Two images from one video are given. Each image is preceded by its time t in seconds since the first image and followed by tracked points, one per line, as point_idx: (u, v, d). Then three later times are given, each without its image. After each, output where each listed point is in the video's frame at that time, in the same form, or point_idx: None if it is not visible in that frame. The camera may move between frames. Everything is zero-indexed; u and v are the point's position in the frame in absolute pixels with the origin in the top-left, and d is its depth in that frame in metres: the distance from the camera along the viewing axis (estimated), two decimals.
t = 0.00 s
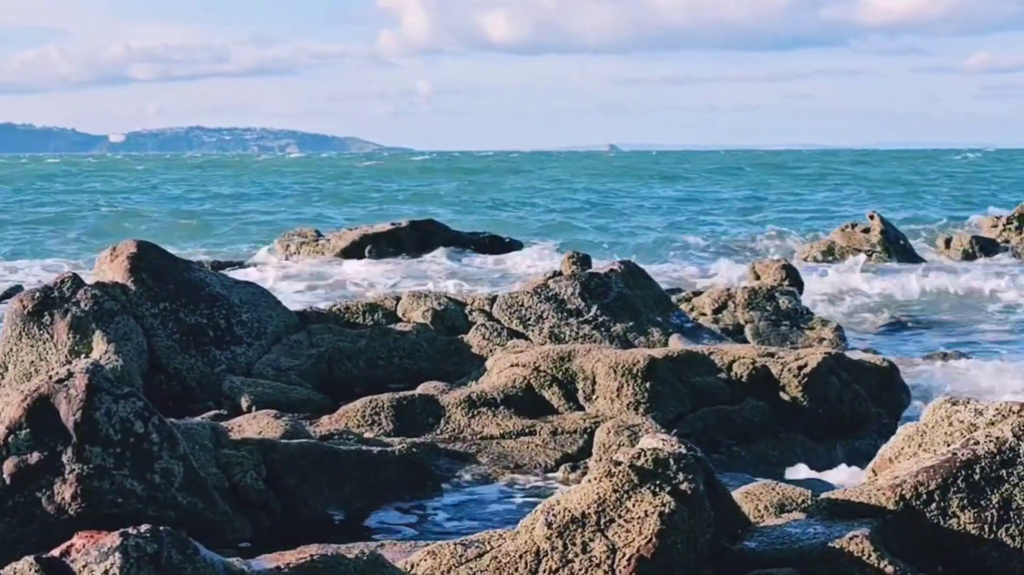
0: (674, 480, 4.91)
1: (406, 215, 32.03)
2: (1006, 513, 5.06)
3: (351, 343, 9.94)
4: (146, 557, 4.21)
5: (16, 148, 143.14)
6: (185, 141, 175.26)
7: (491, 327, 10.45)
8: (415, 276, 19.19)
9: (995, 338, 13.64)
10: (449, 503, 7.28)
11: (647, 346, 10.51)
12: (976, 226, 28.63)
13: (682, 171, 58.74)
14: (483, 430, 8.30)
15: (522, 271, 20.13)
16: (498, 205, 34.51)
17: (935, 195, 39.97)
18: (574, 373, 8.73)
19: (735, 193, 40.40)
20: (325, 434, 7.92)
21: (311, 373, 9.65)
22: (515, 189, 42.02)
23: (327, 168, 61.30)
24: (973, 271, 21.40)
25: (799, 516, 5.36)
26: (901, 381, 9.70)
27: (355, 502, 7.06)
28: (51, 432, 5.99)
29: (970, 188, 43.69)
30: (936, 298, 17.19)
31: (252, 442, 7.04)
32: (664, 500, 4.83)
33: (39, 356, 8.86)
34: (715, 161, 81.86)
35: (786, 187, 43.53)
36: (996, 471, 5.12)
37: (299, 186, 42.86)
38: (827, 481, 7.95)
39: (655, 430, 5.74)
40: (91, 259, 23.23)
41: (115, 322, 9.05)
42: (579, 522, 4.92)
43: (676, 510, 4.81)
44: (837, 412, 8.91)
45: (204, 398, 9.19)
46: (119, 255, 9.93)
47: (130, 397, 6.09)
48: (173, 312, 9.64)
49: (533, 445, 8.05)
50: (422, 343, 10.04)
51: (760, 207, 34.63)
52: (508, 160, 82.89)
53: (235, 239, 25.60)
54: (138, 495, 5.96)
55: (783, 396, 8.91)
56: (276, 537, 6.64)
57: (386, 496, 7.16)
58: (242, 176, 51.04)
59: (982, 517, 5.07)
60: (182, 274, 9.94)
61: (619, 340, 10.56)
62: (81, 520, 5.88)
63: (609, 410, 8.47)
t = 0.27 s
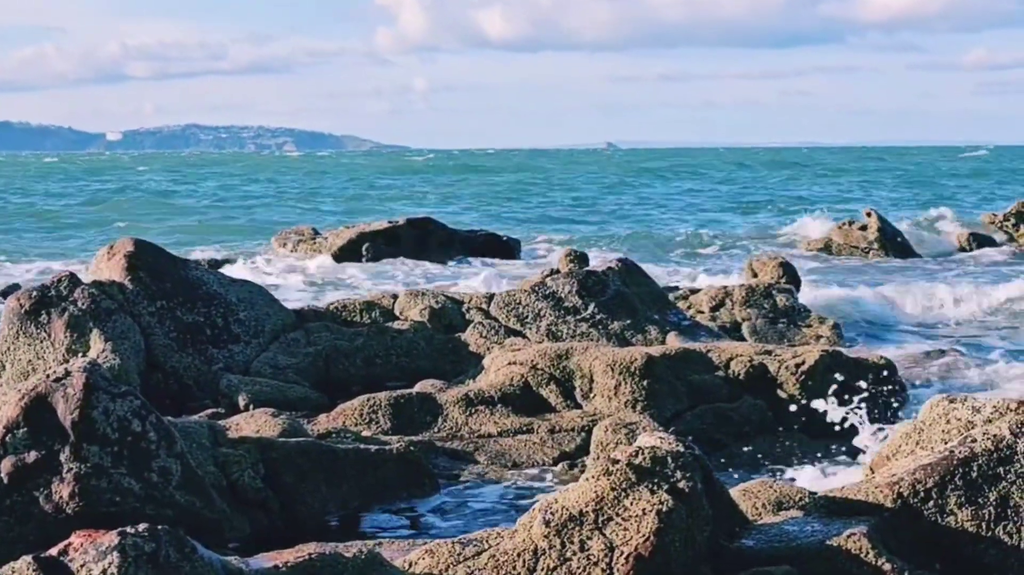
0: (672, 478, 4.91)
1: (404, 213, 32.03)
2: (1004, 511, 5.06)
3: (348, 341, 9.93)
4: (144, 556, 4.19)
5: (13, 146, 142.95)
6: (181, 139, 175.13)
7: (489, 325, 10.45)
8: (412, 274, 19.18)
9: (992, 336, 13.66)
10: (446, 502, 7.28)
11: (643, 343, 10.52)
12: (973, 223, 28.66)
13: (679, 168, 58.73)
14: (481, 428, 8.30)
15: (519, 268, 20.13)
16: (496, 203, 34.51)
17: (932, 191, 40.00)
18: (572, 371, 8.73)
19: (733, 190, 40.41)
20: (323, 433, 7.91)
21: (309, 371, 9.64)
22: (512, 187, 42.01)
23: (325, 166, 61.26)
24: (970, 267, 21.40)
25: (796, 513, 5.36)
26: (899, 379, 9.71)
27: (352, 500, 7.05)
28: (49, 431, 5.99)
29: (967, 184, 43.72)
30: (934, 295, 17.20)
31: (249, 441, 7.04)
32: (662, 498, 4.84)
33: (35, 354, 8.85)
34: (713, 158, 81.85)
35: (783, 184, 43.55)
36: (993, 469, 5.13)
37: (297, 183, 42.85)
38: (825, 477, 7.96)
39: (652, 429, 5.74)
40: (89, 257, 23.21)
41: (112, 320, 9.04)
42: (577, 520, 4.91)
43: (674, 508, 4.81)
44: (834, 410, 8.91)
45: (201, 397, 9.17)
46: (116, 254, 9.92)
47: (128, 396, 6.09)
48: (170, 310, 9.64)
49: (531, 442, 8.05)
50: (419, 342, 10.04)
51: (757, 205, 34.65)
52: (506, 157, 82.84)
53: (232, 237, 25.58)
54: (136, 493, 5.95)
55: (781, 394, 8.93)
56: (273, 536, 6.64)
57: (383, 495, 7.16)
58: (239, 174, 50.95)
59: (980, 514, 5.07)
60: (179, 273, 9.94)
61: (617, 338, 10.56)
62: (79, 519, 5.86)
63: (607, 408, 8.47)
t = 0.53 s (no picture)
0: (669, 476, 4.91)
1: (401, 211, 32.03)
2: (1001, 508, 5.06)
3: (346, 339, 9.92)
4: (142, 554, 4.18)
5: (10, 143, 142.78)
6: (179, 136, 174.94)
7: (486, 323, 10.45)
8: (410, 272, 19.17)
9: (988, 332, 13.67)
10: (444, 499, 7.27)
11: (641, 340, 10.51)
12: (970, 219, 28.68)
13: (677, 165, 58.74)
14: (479, 426, 8.30)
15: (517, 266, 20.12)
16: (493, 200, 34.51)
17: (929, 188, 40.05)
18: (569, 369, 8.74)
19: (730, 187, 40.43)
20: (320, 430, 7.90)
21: (306, 369, 9.63)
22: (510, 184, 42.02)
23: (322, 163, 61.22)
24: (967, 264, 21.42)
25: (794, 511, 5.36)
26: (896, 376, 9.72)
27: (351, 498, 7.04)
28: (46, 430, 5.99)
29: (964, 181, 43.76)
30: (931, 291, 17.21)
31: (247, 439, 7.04)
32: (660, 495, 4.83)
33: (33, 352, 8.84)
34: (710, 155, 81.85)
35: (780, 181, 43.56)
36: (990, 465, 5.14)
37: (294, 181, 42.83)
38: (822, 472, 7.95)
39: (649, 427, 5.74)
40: (86, 255, 23.20)
41: (110, 319, 9.03)
42: (575, 518, 4.91)
43: (672, 506, 4.81)
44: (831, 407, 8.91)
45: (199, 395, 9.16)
46: (113, 252, 9.92)
47: (125, 394, 6.09)
48: (167, 308, 9.62)
49: (529, 440, 8.05)
50: (416, 339, 10.03)
51: (754, 201, 34.68)
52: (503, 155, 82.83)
53: (229, 235, 25.56)
54: (134, 491, 5.93)
55: (779, 391, 8.90)
56: (271, 533, 6.62)
57: (381, 493, 7.16)
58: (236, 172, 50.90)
59: (978, 511, 5.07)
60: (176, 271, 9.94)
61: (614, 336, 10.57)
62: (76, 517, 5.83)
63: (605, 406, 8.46)
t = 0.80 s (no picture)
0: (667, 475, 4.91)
1: (398, 210, 32.01)
2: (999, 506, 5.07)
3: (343, 338, 9.92)
4: (139, 553, 4.17)
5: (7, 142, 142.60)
6: (176, 135, 174.83)
7: (484, 322, 10.45)
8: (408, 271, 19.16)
9: (985, 330, 13.69)
10: (441, 498, 7.27)
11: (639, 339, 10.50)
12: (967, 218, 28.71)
13: (675, 164, 58.73)
14: (476, 424, 8.27)
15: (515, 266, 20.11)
16: (491, 199, 34.50)
17: (926, 187, 40.09)
18: (567, 367, 8.77)
19: (728, 186, 40.45)
20: (317, 429, 7.89)
21: (304, 368, 9.62)
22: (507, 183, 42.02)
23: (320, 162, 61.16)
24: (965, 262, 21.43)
25: (792, 509, 5.36)
26: (893, 374, 9.74)
27: (348, 496, 7.04)
28: (44, 429, 5.98)
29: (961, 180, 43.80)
30: (927, 290, 17.23)
31: (244, 438, 7.03)
32: (658, 494, 4.83)
33: (30, 352, 8.82)
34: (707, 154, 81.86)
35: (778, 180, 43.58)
36: (989, 464, 5.15)
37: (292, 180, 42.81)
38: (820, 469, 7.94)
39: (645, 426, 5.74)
40: (83, 254, 23.16)
41: (107, 318, 9.02)
42: (572, 517, 4.90)
43: (670, 505, 4.81)
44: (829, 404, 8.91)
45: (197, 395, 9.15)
46: (110, 251, 9.90)
47: (123, 394, 6.08)
48: (165, 307, 9.60)
49: (526, 438, 8.03)
50: (413, 338, 10.02)
51: (752, 200, 34.70)
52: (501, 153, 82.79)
53: (227, 234, 25.54)
54: (131, 490, 5.91)
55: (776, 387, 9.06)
56: (269, 532, 6.61)
57: (379, 492, 7.16)
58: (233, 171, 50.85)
59: (975, 509, 5.08)
60: (173, 270, 9.93)
61: (612, 334, 10.54)
62: (74, 516, 5.80)
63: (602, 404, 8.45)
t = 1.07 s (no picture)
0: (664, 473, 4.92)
1: (397, 208, 31.99)
2: (997, 505, 5.06)
3: (341, 337, 9.92)
4: (137, 552, 4.18)
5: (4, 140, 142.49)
6: (174, 133, 174.81)
7: (482, 322, 10.46)
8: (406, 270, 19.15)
9: (983, 329, 13.70)
10: (439, 497, 7.26)
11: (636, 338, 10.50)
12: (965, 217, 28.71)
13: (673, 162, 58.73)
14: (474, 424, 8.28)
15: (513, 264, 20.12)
16: (489, 197, 34.50)
17: (924, 185, 40.11)
18: (565, 366, 8.75)
19: (725, 184, 40.46)
20: (316, 429, 7.90)
21: (302, 367, 9.63)
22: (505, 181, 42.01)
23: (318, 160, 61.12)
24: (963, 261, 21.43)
25: (790, 507, 5.36)
26: (891, 373, 9.74)
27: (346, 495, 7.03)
28: (41, 427, 5.97)
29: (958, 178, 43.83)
30: (925, 289, 17.23)
31: (241, 437, 7.03)
32: (656, 492, 4.83)
33: (28, 351, 8.82)
34: (704, 151, 81.87)
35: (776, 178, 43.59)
36: (987, 462, 5.14)
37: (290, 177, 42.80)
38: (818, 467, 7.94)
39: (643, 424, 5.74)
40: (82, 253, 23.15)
41: (105, 316, 9.01)
42: (570, 515, 4.89)
43: (668, 503, 4.80)
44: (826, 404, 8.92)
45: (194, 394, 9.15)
46: (108, 249, 9.89)
47: (120, 392, 6.08)
48: (163, 305, 9.60)
49: (524, 439, 8.06)
50: (410, 336, 10.02)
51: (749, 199, 34.71)
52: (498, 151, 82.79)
53: (225, 232, 25.51)
54: (129, 489, 5.90)
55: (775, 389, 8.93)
56: (267, 531, 6.60)
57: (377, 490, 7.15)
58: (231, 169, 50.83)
59: (973, 508, 5.07)
60: (172, 269, 9.92)
61: (610, 333, 10.52)
62: (72, 515, 5.78)
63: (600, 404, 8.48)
